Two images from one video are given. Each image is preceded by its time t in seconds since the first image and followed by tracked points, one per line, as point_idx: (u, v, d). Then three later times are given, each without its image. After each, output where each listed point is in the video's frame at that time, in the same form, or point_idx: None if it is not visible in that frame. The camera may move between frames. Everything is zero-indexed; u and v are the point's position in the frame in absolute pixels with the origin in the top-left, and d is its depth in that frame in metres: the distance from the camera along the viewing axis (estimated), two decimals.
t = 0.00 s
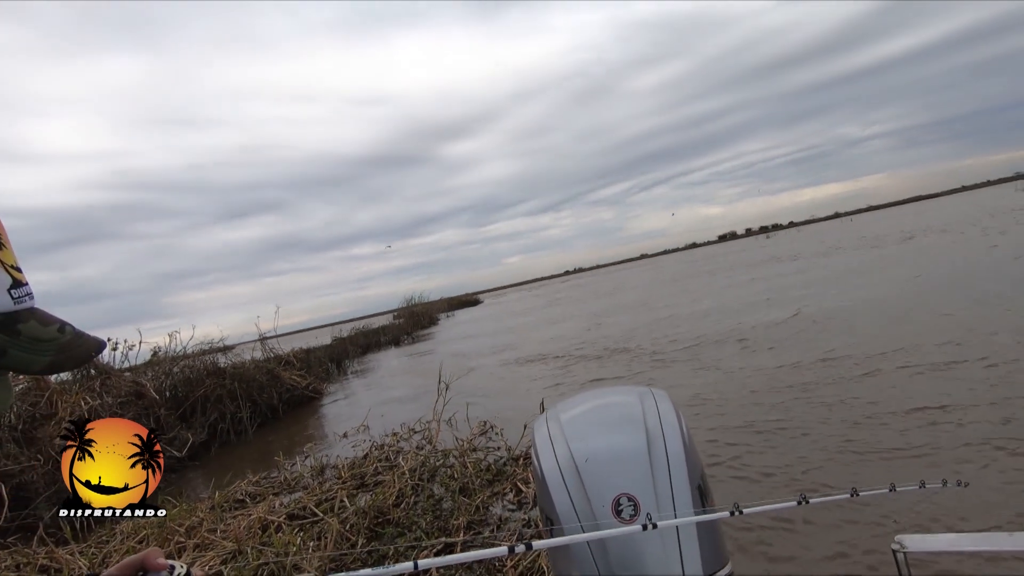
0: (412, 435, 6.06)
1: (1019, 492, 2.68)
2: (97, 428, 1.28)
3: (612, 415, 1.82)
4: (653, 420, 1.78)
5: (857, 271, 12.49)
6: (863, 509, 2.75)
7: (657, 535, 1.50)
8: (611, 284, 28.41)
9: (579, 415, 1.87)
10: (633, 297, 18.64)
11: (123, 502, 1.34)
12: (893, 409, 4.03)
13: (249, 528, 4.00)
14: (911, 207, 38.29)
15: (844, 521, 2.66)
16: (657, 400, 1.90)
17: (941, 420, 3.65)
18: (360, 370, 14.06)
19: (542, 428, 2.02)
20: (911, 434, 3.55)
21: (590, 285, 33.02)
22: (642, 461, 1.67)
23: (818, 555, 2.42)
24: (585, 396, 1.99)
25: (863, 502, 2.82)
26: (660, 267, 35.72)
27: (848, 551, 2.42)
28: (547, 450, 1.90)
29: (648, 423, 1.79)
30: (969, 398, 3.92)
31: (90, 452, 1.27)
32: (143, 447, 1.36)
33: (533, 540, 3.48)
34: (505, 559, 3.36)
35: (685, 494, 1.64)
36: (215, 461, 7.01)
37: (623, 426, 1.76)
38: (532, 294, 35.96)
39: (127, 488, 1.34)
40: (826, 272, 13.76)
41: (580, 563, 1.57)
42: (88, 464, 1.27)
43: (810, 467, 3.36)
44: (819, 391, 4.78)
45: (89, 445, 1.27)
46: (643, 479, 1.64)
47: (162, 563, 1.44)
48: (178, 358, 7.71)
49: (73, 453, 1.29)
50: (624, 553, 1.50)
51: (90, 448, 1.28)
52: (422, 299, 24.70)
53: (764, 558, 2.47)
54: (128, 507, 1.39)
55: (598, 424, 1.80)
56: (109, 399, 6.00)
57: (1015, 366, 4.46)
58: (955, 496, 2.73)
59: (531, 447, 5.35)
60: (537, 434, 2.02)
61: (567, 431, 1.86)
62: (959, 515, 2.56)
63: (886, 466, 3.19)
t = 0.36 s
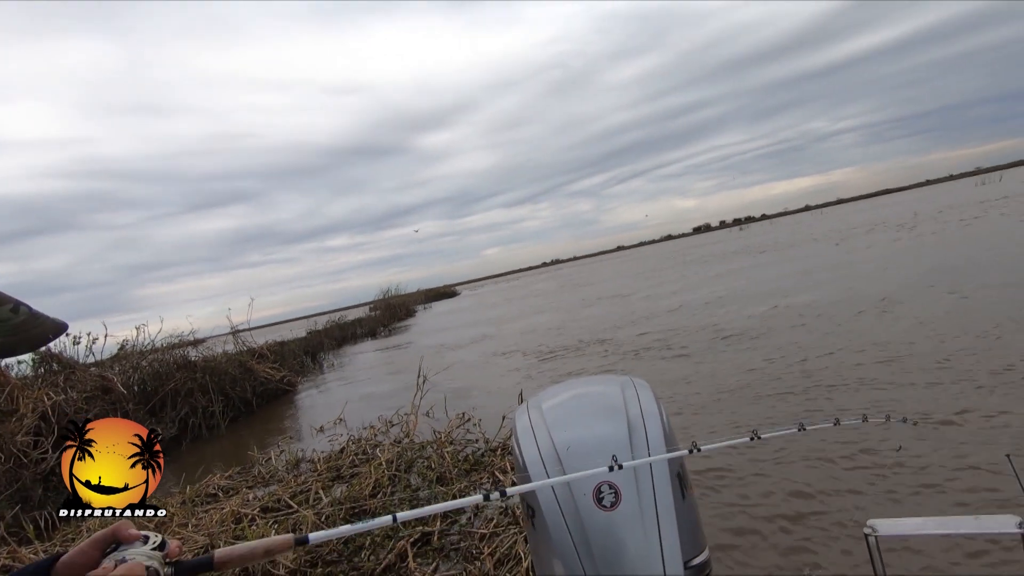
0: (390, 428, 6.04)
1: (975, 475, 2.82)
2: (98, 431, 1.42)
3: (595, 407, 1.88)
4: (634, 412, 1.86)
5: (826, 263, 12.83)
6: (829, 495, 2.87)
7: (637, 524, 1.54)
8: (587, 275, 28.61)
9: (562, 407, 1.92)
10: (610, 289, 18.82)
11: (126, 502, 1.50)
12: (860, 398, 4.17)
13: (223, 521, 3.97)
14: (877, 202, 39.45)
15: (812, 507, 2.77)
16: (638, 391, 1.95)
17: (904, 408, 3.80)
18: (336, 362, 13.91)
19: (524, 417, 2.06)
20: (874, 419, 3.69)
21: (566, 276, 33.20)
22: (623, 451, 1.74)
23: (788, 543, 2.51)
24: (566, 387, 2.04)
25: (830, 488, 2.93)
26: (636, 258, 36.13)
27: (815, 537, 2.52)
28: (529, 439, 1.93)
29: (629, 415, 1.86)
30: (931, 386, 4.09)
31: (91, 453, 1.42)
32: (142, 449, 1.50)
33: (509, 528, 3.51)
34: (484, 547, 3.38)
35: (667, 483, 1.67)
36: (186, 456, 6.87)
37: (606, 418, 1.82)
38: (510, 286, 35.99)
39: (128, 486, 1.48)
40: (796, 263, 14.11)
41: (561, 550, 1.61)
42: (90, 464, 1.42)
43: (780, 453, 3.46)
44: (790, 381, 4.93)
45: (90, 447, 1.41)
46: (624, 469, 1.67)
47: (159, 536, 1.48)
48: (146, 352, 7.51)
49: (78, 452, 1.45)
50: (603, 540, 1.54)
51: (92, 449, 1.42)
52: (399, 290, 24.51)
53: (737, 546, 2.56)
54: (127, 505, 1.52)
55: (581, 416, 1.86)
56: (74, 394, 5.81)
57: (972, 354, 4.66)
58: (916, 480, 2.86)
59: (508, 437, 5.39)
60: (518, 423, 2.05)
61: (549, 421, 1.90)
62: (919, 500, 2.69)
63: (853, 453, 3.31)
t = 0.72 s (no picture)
0: (376, 419, 6.03)
1: (953, 468, 2.91)
2: (97, 428, 1.22)
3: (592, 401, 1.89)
4: (630, 405, 1.87)
5: (806, 259, 13.11)
6: (817, 489, 2.92)
7: (634, 516, 1.57)
8: (572, 269, 28.75)
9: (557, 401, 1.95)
10: (595, 282, 18.94)
11: (124, 506, 1.23)
12: (840, 392, 4.27)
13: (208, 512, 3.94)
14: (857, 199, 40.17)
15: (797, 502, 2.83)
16: (633, 386, 1.97)
17: (883, 402, 3.90)
18: (320, 354, 13.80)
19: (519, 410, 2.09)
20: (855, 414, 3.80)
21: (551, 270, 33.31)
22: (618, 443, 1.73)
23: (774, 537, 2.57)
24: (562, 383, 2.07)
25: (814, 482, 3.00)
26: (620, 253, 36.38)
27: (801, 531, 2.58)
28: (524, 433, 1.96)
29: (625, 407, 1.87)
30: (909, 382, 4.20)
31: (90, 454, 1.19)
32: (143, 447, 1.27)
33: (497, 517, 3.53)
34: (472, 535, 3.39)
35: (661, 475, 1.69)
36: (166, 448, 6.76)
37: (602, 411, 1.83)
38: (494, 279, 36.03)
39: (129, 488, 1.24)
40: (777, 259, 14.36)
41: (559, 543, 1.62)
42: (89, 463, 1.20)
43: (764, 447, 3.52)
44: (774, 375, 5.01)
45: (89, 446, 1.19)
46: (620, 462, 1.69)
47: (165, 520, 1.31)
48: (126, 342, 7.37)
49: (76, 452, 1.21)
50: (600, 532, 1.56)
51: (91, 448, 1.20)
52: (383, 282, 24.35)
53: (724, 541, 2.61)
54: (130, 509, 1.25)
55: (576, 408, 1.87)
56: (52, 383, 5.67)
57: (947, 351, 4.81)
58: (897, 475, 2.94)
59: (496, 429, 5.41)
60: (513, 416, 2.08)
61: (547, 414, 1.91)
62: (901, 494, 2.77)
63: (835, 446, 3.39)
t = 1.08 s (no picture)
0: (370, 411, 6.04)
1: (942, 470, 2.95)
2: (97, 428, 1.21)
3: (588, 394, 1.87)
4: (627, 399, 1.84)
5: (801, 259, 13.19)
6: (808, 488, 2.97)
7: (629, 512, 1.59)
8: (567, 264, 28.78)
9: (552, 394, 1.93)
10: (590, 278, 18.97)
11: (124, 506, 1.26)
12: (832, 391, 4.33)
13: (200, 502, 3.92)
14: (851, 200, 40.41)
15: (789, 501, 2.86)
16: (630, 380, 1.96)
17: (875, 403, 3.96)
18: (314, 345, 13.77)
19: (515, 403, 2.08)
20: (847, 413, 3.85)
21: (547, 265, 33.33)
22: (615, 437, 1.72)
23: (765, 536, 2.60)
24: (558, 376, 2.05)
25: (806, 481, 3.04)
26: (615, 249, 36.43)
27: (792, 531, 2.61)
28: (520, 424, 1.95)
29: (622, 401, 1.85)
30: (900, 383, 4.27)
31: (89, 454, 1.20)
32: (143, 447, 1.27)
33: (492, 511, 3.54)
34: (466, 528, 3.40)
35: (657, 471, 1.70)
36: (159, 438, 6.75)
37: (598, 404, 1.81)
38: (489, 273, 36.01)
39: (129, 488, 1.25)
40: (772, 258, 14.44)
41: (556, 536, 1.64)
42: (88, 464, 1.21)
43: (757, 445, 3.57)
44: (767, 373, 5.06)
45: (88, 446, 1.19)
46: (617, 455, 1.68)
47: (159, 516, 1.32)
48: (118, 331, 7.32)
49: (76, 452, 1.21)
50: (597, 526, 1.58)
51: (91, 448, 1.20)
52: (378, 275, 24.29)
53: (716, 539, 2.64)
54: (130, 508, 1.27)
55: (572, 400, 1.86)
56: (43, 371, 5.63)
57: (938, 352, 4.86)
58: (888, 476, 2.98)
59: (490, 423, 5.43)
60: (510, 408, 2.08)
61: (543, 407, 1.90)
62: (890, 495, 2.81)
63: (827, 445, 3.44)
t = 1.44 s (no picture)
0: (369, 410, 6.04)
1: (942, 476, 2.95)
2: (96, 428, 1.20)
3: (589, 397, 1.87)
4: (627, 403, 1.85)
5: (801, 262, 13.20)
6: (809, 494, 2.97)
7: (630, 515, 1.59)
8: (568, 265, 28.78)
9: (553, 397, 1.94)
10: (590, 279, 18.97)
11: (125, 505, 1.26)
12: (833, 396, 4.33)
13: (199, 501, 3.92)
14: (852, 203, 40.40)
15: (788, 508, 2.86)
16: (631, 383, 1.96)
17: (875, 408, 3.96)
18: (313, 343, 13.76)
19: (516, 406, 2.09)
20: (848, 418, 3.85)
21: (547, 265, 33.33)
22: (616, 440, 1.72)
23: (767, 542, 2.60)
24: (559, 379, 2.05)
25: (806, 487, 3.03)
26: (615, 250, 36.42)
27: (792, 538, 2.61)
28: (521, 426, 1.95)
29: (622, 404, 1.85)
30: (900, 388, 4.27)
31: (89, 454, 1.19)
32: (143, 446, 1.26)
33: (491, 515, 3.54)
34: (466, 532, 3.40)
35: (657, 474, 1.70)
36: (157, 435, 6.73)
37: (599, 407, 1.81)
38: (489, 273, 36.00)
39: (129, 488, 1.24)
40: (772, 261, 14.45)
41: (557, 540, 1.64)
42: (88, 464, 1.20)
43: (758, 450, 3.57)
44: (767, 377, 5.07)
45: (88, 446, 1.18)
46: (618, 458, 1.69)
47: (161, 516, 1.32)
48: (118, 327, 7.32)
49: (76, 452, 1.20)
50: (597, 530, 1.58)
51: (91, 448, 1.19)
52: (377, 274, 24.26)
53: (716, 544, 2.64)
54: (130, 507, 1.27)
55: (573, 404, 1.86)
56: (43, 367, 5.62)
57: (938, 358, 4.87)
58: (888, 482, 2.98)
59: (489, 423, 5.44)
60: (511, 410, 2.08)
61: (545, 410, 1.90)
62: (890, 502, 2.81)
63: (828, 450, 3.44)
